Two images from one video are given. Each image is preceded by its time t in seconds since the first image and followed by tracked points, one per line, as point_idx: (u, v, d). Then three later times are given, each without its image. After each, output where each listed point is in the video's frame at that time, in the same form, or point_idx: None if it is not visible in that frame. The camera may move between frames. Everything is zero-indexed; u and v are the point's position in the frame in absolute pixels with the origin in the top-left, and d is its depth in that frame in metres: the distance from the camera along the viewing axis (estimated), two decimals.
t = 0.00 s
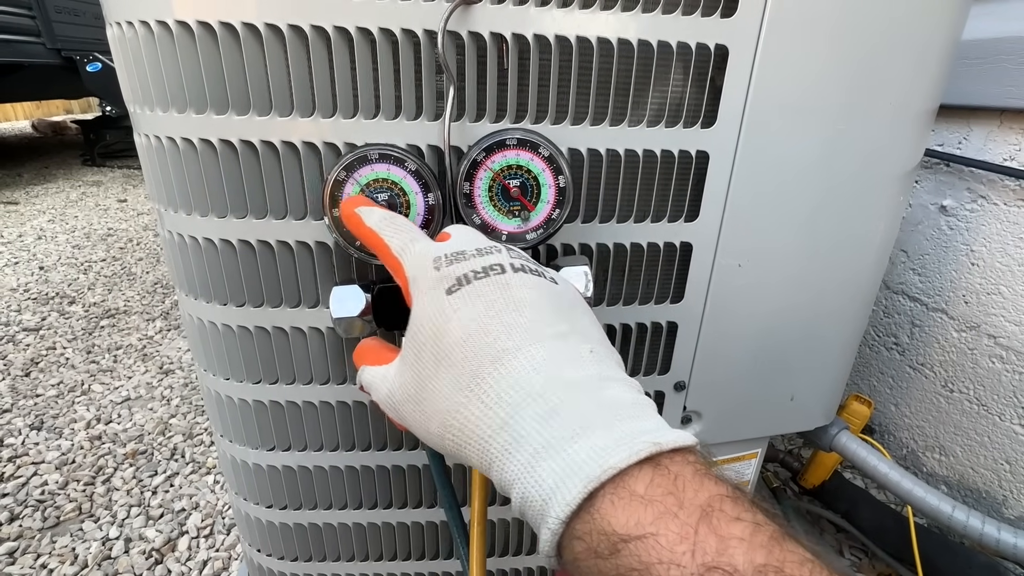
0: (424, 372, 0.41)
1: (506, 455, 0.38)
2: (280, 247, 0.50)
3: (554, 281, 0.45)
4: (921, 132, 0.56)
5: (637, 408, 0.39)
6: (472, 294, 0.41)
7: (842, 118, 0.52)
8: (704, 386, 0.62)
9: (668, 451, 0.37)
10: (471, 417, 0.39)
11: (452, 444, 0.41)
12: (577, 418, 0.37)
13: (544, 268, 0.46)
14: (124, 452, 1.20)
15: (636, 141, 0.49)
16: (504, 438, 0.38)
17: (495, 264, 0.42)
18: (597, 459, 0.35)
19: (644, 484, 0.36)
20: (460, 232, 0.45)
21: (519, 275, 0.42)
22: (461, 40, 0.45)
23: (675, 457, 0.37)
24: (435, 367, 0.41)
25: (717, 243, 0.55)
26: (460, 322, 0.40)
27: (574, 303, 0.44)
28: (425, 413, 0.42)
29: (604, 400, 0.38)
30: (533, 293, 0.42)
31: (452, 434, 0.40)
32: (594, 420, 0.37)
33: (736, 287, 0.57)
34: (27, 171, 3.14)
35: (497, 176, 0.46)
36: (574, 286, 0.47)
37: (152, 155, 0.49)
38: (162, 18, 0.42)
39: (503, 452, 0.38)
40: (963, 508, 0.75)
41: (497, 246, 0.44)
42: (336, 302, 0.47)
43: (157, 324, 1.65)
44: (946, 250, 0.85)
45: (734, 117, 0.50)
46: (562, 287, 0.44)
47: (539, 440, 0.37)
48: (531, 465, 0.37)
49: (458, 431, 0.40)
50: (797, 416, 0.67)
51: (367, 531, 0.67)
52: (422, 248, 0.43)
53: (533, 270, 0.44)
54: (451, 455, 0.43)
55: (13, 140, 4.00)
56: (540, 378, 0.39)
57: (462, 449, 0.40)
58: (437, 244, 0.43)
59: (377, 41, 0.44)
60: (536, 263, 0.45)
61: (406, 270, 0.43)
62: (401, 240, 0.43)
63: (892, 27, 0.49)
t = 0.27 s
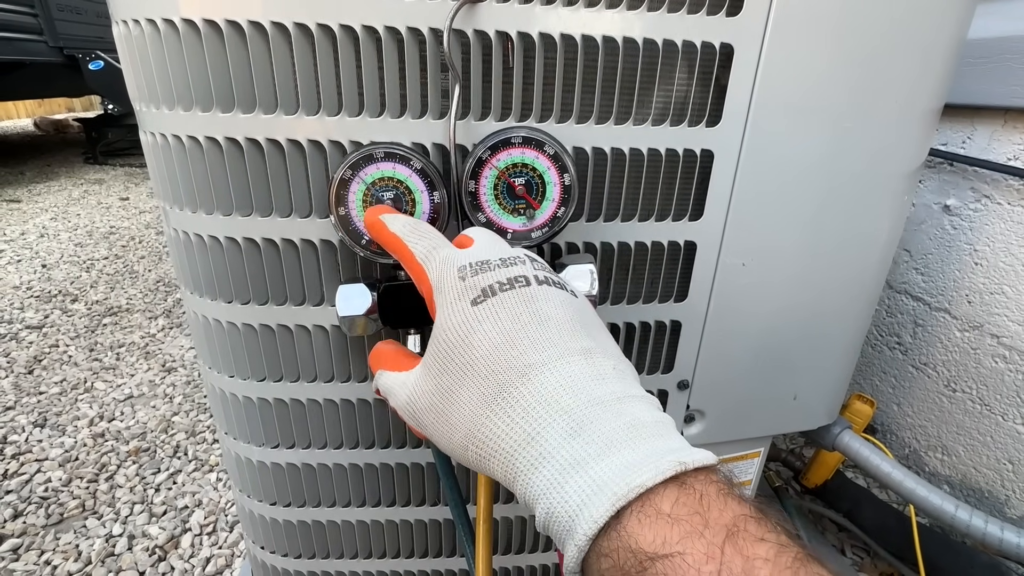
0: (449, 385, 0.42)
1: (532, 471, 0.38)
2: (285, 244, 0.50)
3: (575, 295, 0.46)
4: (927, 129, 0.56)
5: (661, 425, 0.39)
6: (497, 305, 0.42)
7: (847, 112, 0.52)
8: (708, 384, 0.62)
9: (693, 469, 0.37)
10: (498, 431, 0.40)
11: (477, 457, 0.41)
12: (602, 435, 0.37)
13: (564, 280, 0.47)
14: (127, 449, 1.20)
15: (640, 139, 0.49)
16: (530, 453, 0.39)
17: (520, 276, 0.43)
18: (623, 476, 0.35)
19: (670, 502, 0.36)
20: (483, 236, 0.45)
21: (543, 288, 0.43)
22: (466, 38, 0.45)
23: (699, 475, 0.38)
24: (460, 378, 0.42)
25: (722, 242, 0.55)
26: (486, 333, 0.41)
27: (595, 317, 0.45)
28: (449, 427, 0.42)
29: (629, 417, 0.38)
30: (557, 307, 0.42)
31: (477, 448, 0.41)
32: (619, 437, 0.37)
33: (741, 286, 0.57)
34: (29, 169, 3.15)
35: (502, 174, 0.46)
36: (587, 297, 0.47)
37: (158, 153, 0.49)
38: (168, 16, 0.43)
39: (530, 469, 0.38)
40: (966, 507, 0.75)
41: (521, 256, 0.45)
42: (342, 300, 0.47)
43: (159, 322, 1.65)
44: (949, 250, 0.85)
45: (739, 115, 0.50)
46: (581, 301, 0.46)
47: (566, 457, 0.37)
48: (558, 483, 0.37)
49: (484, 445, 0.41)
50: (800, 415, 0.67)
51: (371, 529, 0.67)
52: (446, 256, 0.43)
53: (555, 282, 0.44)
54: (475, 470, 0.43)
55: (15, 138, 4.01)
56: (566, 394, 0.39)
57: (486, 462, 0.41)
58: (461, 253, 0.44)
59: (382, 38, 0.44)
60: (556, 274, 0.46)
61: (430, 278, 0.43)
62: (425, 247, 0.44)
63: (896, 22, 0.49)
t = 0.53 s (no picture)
0: (449, 389, 0.42)
1: (534, 477, 0.38)
2: (287, 240, 0.49)
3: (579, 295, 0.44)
4: (934, 125, 0.55)
5: (664, 429, 0.39)
6: (499, 308, 0.41)
7: (852, 109, 0.51)
8: (713, 382, 0.61)
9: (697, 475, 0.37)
10: (500, 437, 0.39)
11: (479, 461, 0.41)
12: (605, 441, 0.37)
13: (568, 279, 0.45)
14: (129, 446, 1.20)
15: (647, 134, 0.49)
16: (533, 459, 0.38)
17: (522, 278, 0.42)
18: (627, 483, 0.35)
19: (675, 509, 0.35)
20: (482, 233, 0.44)
21: (546, 290, 0.42)
22: (472, 31, 0.45)
23: (704, 481, 0.38)
24: (461, 383, 0.41)
25: (729, 238, 0.54)
26: (487, 338, 0.40)
27: (598, 316, 0.44)
28: (450, 431, 0.42)
29: (632, 422, 0.38)
30: (560, 309, 0.41)
31: (479, 452, 0.41)
32: (623, 443, 0.37)
33: (748, 284, 0.56)
34: (31, 166, 3.15)
35: (506, 169, 0.45)
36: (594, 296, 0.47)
37: (160, 148, 0.48)
38: (171, 8, 0.42)
39: (533, 475, 0.38)
40: (974, 508, 0.74)
41: (523, 257, 0.43)
42: (345, 298, 0.46)
43: (161, 319, 1.65)
44: (956, 248, 0.84)
45: (748, 111, 0.49)
46: (585, 300, 0.44)
47: (569, 464, 0.37)
48: (561, 489, 0.37)
49: (486, 450, 0.40)
50: (806, 414, 0.67)
51: (373, 527, 0.66)
52: (447, 259, 0.43)
53: (559, 283, 0.43)
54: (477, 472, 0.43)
55: (17, 135, 4.01)
56: (568, 400, 0.39)
57: (488, 465, 0.41)
58: (463, 255, 0.43)
59: (387, 31, 0.43)
60: (559, 272, 0.45)
61: (432, 279, 0.43)
62: (427, 248, 0.43)
63: (903, 18, 0.49)
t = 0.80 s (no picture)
0: (442, 391, 0.39)
1: (536, 488, 0.36)
2: (285, 236, 0.47)
3: (582, 285, 0.41)
4: (965, 112, 0.52)
5: (674, 434, 0.36)
6: (496, 303, 0.38)
7: (874, 97, 0.48)
8: (731, 387, 0.59)
9: (710, 485, 0.34)
10: (498, 444, 0.37)
11: (477, 468, 0.39)
12: (611, 449, 0.34)
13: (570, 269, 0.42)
14: (127, 447, 1.17)
15: (666, 125, 0.46)
16: (534, 468, 0.36)
17: (520, 269, 0.39)
18: (635, 497, 0.33)
19: (688, 525, 0.33)
20: (475, 222, 0.42)
21: (545, 282, 0.39)
22: (481, 14, 0.42)
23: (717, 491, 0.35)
24: (455, 385, 0.38)
25: (751, 237, 0.51)
26: (483, 337, 0.38)
27: (602, 308, 0.41)
28: (445, 435, 0.39)
29: (639, 427, 0.35)
30: (561, 303, 0.39)
31: (477, 459, 0.38)
32: (630, 452, 0.34)
33: (768, 284, 0.54)
34: (33, 163, 3.13)
35: (511, 161, 0.43)
36: (600, 288, 0.43)
37: (151, 139, 0.46)
38: None
39: (534, 485, 0.36)
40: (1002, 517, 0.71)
41: (521, 246, 0.41)
42: (338, 296, 0.44)
43: (161, 317, 1.63)
44: (978, 247, 0.81)
45: (772, 101, 0.47)
46: (589, 292, 0.41)
47: (572, 474, 0.35)
48: (564, 501, 0.35)
49: (484, 457, 0.38)
50: (826, 420, 0.64)
51: (375, 535, 0.64)
52: (439, 248, 0.40)
53: (560, 273, 0.40)
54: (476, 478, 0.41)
55: (19, 132, 4.00)
56: (570, 404, 0.36)
57: (487, 473, 0.38)
58: (455, 244, 0.40)
59: (391, 15, 0.41)
60: (560, 262, 0.42)
61: (423, 271, 0.40)
62: (416, 238, 0.40)
63: (932, 5, 0.46)
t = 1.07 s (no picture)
0: (429, 393, 0.36)
1: (532, 499, 0.33)
2: (276, 226, 0.44)
3: (582, 272, 0.38)
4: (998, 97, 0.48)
5: (682, 439, 0.33)
6: (487, 296, 0.35)
7: (900, 78, 0.45)
8: (746, 387, 0.56)
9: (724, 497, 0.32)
10: (490, 451, 0.34)
11: (468, 474, 0.36)
12: (614, 457, 0.32)
13: (569, 254, 0.39)
14: (122, 445, 1.15)
15: (683, 108, 0.43)
16: (529, 478, 0.33)
17: (513, 257, 0.36)
18: (642, 512, 0.30)
19: (701, 546, 0.30)
20: (464, 205, 0.39)
21: (541, 271, 0.36)
22: None
23: (733, 505, 0.33)
24: (443, 386, 0.35)
25: (771, 228, 0.49)
26: (472, 334, 0.34)
27: (604, 298, 0.38)
28: (433, 439, 0.36)
29: (645, 432, 0.32)
30: (558, 295, 0.36)
31: (467, 465, 0.35)
32: (635, 461, 0.32)
33: (788, 278, 0.51)
34: (33, 158, 3.10)
35: (513, 143, 0.40)
36: (607, 276, 0.41)
37: (134, 122, 0.43)
38: None
39: (529, 496, 0.33)
40: None
41: (515, 232, 0.37)
42: (327, 288, 0.41)
43: (160, 314, 1.60)
44: (999, 243, 0.78)
45: (796, 82, 0.44)
46: (590, 280, 0.38)
47: (571, 485, 0.32)
48: (562, 514, 0.32)
49: (475, 463, 0.35)
50: (844, 422, 0.61)
51: (372, 541, 0.61)
52: (424, 236, 0.37)
53: (557, 261, 0.37)
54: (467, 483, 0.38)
55: (20, 128, 3.98)
56: (569, 406, 0.33)
57: (478, 480, 0.35)
58: (442, 231, 0.37)
59: None
60: (559, 248, 0.39)
61: (407, 263, 0.38)
62: (400, 226, 0.38)
63: None
